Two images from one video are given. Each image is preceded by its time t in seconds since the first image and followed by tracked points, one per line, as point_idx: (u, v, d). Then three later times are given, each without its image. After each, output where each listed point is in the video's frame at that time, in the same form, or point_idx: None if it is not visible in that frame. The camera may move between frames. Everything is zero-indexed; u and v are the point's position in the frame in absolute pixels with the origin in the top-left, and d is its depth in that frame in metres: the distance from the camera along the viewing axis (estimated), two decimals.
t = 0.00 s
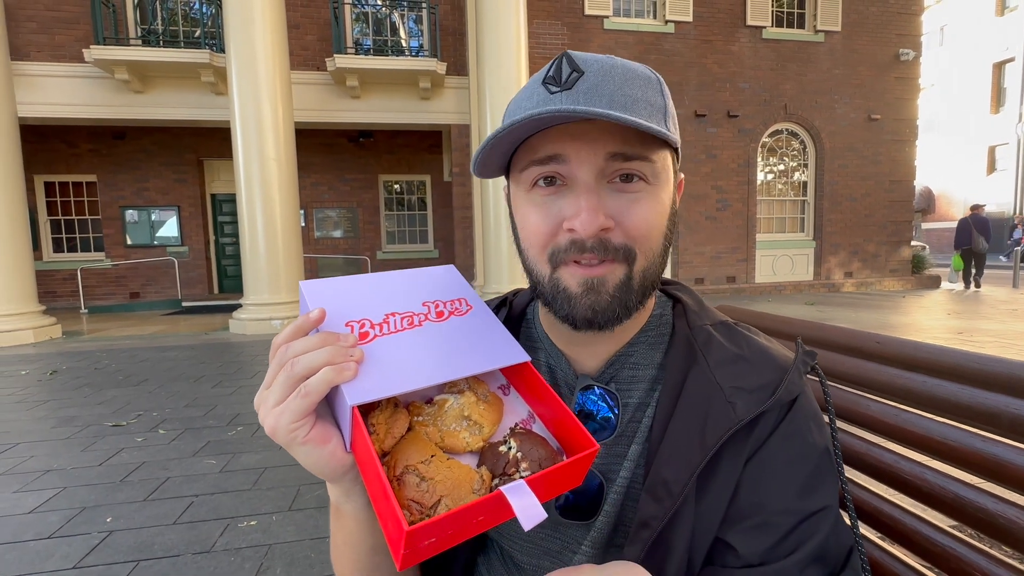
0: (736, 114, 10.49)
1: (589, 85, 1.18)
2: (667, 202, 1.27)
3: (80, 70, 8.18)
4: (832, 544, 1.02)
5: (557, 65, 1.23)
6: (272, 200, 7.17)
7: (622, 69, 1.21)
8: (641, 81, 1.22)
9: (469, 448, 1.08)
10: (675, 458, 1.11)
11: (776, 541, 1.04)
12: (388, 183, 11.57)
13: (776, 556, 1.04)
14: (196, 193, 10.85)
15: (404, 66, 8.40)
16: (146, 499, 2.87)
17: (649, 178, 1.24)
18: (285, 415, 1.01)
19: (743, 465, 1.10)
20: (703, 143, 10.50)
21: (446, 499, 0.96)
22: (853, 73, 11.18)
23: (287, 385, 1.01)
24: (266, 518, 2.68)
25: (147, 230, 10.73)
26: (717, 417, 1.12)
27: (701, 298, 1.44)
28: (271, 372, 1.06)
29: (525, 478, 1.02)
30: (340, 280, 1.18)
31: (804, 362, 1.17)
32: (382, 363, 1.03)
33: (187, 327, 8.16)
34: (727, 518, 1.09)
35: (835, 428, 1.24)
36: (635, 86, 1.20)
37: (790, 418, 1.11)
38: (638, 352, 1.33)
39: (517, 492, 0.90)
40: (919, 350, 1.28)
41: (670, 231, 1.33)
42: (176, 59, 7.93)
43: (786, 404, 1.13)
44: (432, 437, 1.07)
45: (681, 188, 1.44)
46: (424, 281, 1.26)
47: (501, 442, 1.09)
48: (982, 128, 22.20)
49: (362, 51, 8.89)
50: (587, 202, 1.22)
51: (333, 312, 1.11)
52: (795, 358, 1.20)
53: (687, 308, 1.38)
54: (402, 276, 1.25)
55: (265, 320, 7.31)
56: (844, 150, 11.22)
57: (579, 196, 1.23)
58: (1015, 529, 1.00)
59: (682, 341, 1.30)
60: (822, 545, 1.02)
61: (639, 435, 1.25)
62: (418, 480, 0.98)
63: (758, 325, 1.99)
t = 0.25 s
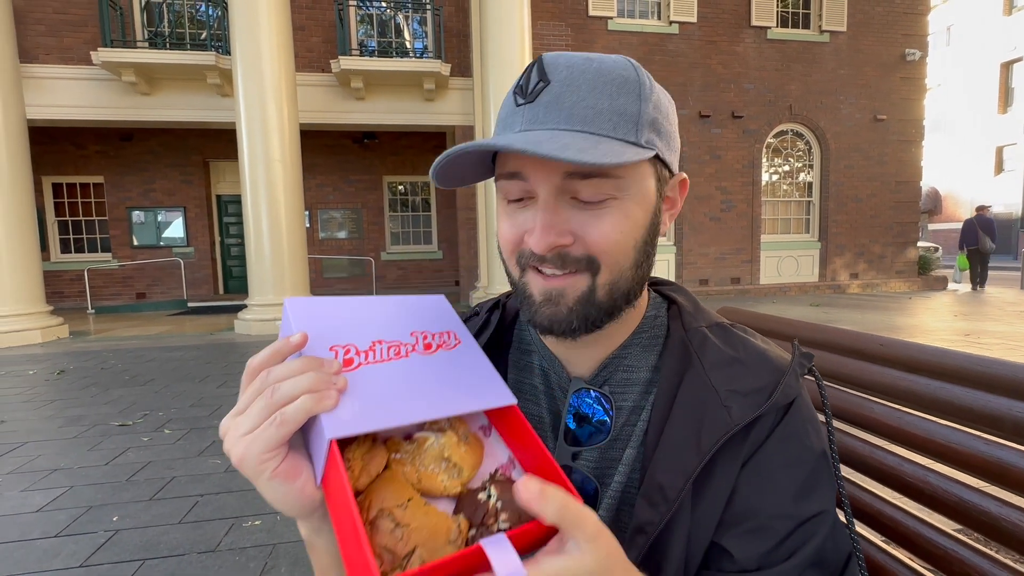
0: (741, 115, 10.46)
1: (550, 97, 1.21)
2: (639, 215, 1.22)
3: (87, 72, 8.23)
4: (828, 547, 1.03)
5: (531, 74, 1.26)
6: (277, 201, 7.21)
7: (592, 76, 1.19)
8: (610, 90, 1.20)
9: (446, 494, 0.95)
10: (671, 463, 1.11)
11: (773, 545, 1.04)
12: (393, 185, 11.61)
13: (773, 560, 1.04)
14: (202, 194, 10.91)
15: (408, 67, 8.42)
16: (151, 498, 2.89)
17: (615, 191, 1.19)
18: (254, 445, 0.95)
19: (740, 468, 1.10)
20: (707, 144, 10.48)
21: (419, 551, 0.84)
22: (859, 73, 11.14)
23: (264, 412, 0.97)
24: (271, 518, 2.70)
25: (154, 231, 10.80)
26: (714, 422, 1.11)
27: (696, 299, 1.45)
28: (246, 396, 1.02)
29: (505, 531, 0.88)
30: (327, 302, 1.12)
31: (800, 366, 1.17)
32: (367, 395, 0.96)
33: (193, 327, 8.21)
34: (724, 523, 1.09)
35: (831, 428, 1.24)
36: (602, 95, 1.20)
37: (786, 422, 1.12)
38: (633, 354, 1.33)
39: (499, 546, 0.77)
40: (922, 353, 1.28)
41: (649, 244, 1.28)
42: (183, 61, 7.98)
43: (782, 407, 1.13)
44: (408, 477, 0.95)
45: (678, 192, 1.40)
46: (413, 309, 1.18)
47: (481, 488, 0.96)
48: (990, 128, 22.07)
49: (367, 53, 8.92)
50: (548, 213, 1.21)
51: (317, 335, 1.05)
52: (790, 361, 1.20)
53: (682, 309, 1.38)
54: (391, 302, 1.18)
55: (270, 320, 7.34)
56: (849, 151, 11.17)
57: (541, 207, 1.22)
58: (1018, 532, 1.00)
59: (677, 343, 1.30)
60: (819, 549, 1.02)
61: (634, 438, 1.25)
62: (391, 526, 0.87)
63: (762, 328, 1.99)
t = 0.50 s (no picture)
0: (745, 115, 10.44)
1: (540, 97, 1.23)
2: (631, 216, 1.22)
3: (94, 75, 8.29)
4: (829, 547, 1.03)
5: (521, 74, 1.27)
6: (283, 201, 7.24)
7: (582, 76, 1.19)
8: (601, 88, 1.19)
9: (433, 528, 0.97)
10: (668, 464, 1.11)
11: (773, 546, 1.04)
12: (397, 185, 11.65)
13: (772, 561, 1.04)
14: (208, 195, 10.97)
15: (413, 69, 8.44)
16: (158, 497, 2.92)
17: (605, 193, 1.19)
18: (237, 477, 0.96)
19: (738, 469, 1.10)
20: (712, 145, 10.46)
21: None
22: (864, 73, 11.10)
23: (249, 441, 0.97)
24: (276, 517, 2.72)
25: (160, 232, 10.87)
26: (711, 423, 1.12)
27: (695, 298, 1.45)
28: (232, 420, 1.01)
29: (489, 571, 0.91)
30: (321, 318, 1.12)
31: (799, 365, 1.17)
32: (355, 424, 0.95)
33: (198, 327, 8.25)
34: (722, 523, 1.09)
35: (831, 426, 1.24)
36: (592, 94, 1.20)
37: (786, 422, 1.12)
38: (630, 354, 1.34)
39: None
40: (927, 352, 1.27)
41: (644, 242, 1.28)
42: (190, 63, 8.04)
43: (782, 408, 1.13)
44: (394, 513, 0.96)
45: (676, 189, 1.39)
46: (409, 326, 1.19)
47: (468, 524, 0.98)
48: (997, 127, 21.93)
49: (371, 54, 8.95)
50: (539, 215, 1.21)
51: (309, 356, 1.04)
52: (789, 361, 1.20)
53: (681, 309, 1.38)
54: (387, 316, 1.19)
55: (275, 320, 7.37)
56: (855, 151, 11.12)
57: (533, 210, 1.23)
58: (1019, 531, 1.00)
59: (675, 344, 1.30)
60: (818, 551, 1.03)
61: (632, 439, 1.26)
62: (376, 567, 0.88)
63: (765, 328, 1.99)
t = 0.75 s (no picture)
0: (750, 115, 10.42)
1: (537, 99, 1.24)
2: (629, 217, 1.23)
3: (101, 76, 8.36)
4: (825, 541, 1.04)
5: (519, 76, 1.28)
6: (288, 202, 7.28)
7: (579, 77, 1.20)
8: (598, 90, 1.20)
9: (443, 513, 0.98)
10: (667, 459, 1.12)
11: (771, 539, 1.05)
12: (401, 186, 11.69)
13: (771, 554, 1.05)
14: (214, 195, 11.03)
15: (418, 69, 8.47)
16: (166, 494, 2.94)
17: (603, 194, 1.20)
18: (253, 461, 0.98)
19: (737, 463, 1.11)
20: (716, 145, 10.44)
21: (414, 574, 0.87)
22: (870, 72, 11.05)
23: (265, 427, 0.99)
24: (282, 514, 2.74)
25: (166, 232, 10.94)
26: (711, 419, 1.12)
27: (695, 295, 1.46)
28: (248, 406, 1.04)
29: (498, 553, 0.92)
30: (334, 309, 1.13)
31: (799, 361, 1.17)
32: (367, 409, 0.97)
33: (204, 326, 8.30)
34: (722, 517, 1.10)
35: (830, 420, 1.24)
36: (589, 95, 1.21)
37: (784, 418, 1.12)
38: (631, 351, 1.34)
39: None
40: (930, 349, 1.28)
41: (643, 242, 1.29)
42: (196, 65, 8.09)
43: (780, 404, 1.13)
44: (405, 497, 0.96)
45: (674, 189, 1.39)
46: (419, 318, 1.20)
47: (477, 509, 0.99)
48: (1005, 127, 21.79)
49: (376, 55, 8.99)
50: (538, 218, 1.22)
51: (324, 346, 1.06)
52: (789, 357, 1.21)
53: (681, 306, 1.39)
54: (399, 310, 1.21)
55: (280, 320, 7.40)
56: (861, 151, 11.07)
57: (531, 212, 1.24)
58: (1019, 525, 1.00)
59: (675, 341, 1.31)
60: (816, 545, 1.03)
61: (633, 435, 1.27)
62: (387, 549, 0.89)
63: (769, 326, 1.99)
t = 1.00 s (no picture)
0: (753, 115, 10.40)
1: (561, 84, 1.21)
2: (648, 206, 1.23)
3: (106, 78, 8.39)
4: (827, 538, 1.04)
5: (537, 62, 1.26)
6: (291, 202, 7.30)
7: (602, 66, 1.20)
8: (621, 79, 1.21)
9: (451, 515, 0.98)
10: (670, 458, 1.12)
11: (774, 538, 1.06)
12: (404, 186, 11.71)
13: (773, 553, 1.05)
14: (217, 196, 11.07)
15: (421, 70, 8.48)
16: (169, 493, 2.95)
17: (626, 181, 1.20)
18: (260, 474, 0.98)
19: (738, 462, 1.11)
20: (719, 145, 10.43)
21: None
22: (874, 72, 11.02)
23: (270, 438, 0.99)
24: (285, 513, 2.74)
25: (170, 232, 10.98)
26: (712, 418, 1.13)
27: (695, 295, 1.46)
28: (252, 419, 1.03)
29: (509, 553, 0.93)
30: (333, 316, 1.13)
31: (800, 360, 1.17)
32: (371, 414, 0.97)
33: (208, 326, 8.33)
34: (724, 516, 1.10)
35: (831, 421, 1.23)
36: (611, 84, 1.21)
37: (784, 418, 1.13)
38: (632, 352, 1.34)
39: None
40: (932, 350, 1.27)
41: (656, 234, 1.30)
42: (200, 66, 8.12)
43: (781, 403, 1.13)
44: (414, 501, 0.97)
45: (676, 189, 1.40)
46: (419, 322, 1.21)
47: (486, 509, 1.00)
48: (1008, 127, 21.72)
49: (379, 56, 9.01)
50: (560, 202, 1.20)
51: (325, 354, 1.06)
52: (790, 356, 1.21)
53: (681, 306, 1.39)
54: (396, 313, 1.21)
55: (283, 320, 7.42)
56: (864, 151, 11.04)
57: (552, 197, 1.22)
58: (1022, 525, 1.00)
59: (675, 341, 1.31)
60: (817, 544, 1.04)
61: (635, 435, 1.27)
62: (399, 554, 0.89)
63: (771, 327, 1.99)
